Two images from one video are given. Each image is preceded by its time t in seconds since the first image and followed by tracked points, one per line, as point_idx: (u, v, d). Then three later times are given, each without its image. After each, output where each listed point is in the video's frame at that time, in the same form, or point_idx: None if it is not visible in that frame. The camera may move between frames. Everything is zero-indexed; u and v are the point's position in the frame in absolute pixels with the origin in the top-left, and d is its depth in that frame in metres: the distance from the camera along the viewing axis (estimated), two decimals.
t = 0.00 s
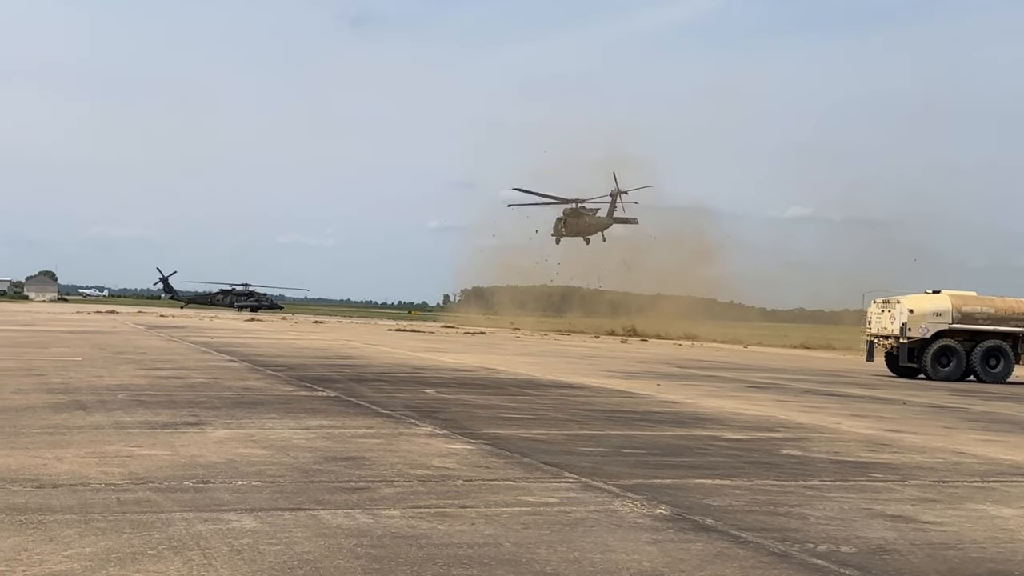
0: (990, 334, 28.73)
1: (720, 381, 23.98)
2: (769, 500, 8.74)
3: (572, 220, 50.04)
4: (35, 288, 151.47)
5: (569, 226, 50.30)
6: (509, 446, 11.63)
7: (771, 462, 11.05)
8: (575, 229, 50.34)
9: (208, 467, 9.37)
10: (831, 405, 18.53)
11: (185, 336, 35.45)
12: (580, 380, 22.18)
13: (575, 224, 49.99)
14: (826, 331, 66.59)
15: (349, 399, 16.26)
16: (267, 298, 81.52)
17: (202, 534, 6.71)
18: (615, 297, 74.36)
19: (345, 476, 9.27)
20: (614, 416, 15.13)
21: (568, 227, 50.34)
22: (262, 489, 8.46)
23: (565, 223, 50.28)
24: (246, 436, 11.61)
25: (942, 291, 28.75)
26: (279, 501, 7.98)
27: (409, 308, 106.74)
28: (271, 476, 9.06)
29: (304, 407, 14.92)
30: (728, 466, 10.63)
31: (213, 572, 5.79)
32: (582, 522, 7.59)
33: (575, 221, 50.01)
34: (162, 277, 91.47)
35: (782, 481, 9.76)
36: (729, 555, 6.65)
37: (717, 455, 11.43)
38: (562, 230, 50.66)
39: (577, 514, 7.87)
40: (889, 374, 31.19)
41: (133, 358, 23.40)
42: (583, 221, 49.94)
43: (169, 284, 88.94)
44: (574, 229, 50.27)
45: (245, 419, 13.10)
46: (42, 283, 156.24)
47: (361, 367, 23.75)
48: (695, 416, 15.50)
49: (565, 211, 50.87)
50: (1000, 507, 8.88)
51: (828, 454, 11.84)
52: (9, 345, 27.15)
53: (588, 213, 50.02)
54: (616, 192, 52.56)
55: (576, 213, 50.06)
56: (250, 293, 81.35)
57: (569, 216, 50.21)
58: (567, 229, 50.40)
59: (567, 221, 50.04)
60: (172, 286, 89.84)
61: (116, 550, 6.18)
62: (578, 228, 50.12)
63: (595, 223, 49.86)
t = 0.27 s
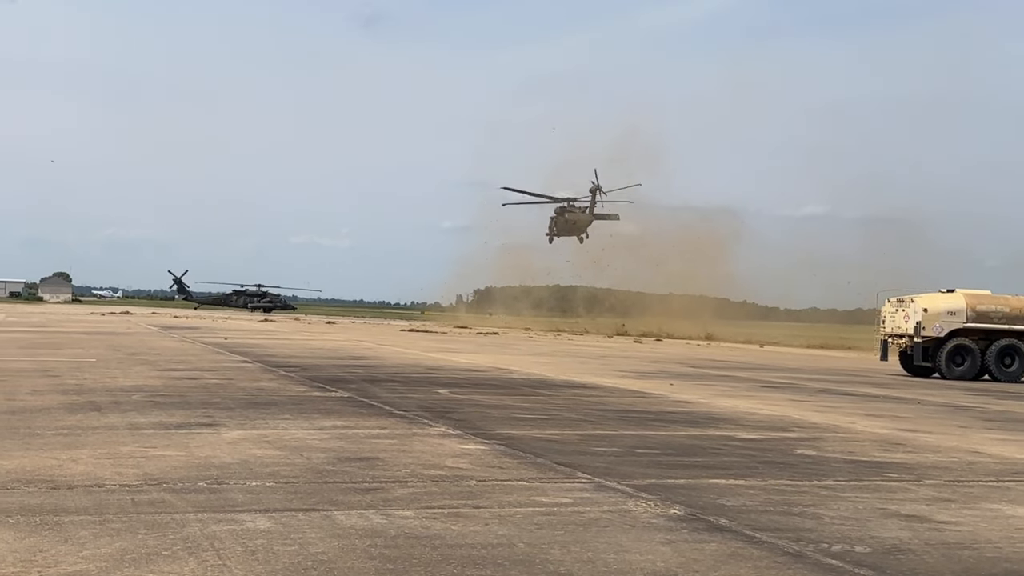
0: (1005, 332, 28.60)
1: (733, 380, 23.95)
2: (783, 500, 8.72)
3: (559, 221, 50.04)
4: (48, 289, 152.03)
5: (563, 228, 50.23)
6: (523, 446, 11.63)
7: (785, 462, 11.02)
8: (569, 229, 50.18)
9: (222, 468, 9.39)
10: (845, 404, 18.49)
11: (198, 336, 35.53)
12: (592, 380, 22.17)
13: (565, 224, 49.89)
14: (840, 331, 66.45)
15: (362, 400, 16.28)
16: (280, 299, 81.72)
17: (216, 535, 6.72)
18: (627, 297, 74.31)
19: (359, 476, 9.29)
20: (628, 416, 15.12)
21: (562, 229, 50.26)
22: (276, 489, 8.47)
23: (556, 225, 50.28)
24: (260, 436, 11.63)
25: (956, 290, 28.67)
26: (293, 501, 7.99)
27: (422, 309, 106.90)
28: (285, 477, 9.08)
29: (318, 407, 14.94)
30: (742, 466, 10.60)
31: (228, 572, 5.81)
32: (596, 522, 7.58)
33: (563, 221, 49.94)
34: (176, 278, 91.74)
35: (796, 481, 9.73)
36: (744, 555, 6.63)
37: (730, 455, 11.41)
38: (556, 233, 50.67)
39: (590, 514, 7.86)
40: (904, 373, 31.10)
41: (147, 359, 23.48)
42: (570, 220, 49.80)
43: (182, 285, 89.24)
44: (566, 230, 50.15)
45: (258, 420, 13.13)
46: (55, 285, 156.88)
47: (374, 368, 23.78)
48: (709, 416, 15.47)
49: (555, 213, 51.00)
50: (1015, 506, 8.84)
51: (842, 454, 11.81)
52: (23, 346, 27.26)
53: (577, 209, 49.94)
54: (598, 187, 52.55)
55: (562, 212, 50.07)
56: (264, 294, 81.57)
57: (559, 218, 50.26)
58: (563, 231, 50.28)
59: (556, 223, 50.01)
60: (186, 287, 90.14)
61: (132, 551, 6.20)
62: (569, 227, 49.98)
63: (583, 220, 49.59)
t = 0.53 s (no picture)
0: (1015, 329, 28.48)
1: (743, 378, 23.92)
2: (792, 498, 8.71)
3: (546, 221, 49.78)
4: (58, 289, 152.44)
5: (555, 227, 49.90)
6: (532, 444, 11.63)
7: (794, 459, 11.00)
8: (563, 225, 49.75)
9: (232, 466, 9.41)
10: (855, 402, 18.45)
11: (208, 336, 35.57)
12: (602, 378, 22.14)
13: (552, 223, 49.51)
14: (850, 329, 66.34)
15: (371, 398, 16.29)
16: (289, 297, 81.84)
17: (226, 533, 6.73)
18: (635, 294, 74.21)
19: (368, 474, 9.30)
20: (637, 414, 15.11)
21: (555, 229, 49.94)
22: (286, 487, 8.49)
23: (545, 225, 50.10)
24: (270, 434, 11.65)
25: (965, 287, 28.59)
26: (303, 499, 8.01)
27: (431, 307, 106.97)
28: (295, 474, 9.10)
29: (327, 405, 14.95)
30: (752, 464, 10.59)
31: (238, 571, 5.81)
32: (605, 520, 7.58)
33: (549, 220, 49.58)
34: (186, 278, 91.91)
35: (806, 479, 9.71)
36: (754, 553, 6.63)
37: (740, 453, 11.39)
38: (548, 232, 50.47)
39: (599, 512, 7.85)
40: (914, 371, 31.03)
41: (157, 358, 23.52)
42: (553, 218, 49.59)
43: (192, 284, 89.44)
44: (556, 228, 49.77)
45: (268, 418, 13.14)
46: (66, 284, 157.36)
47: (382, 366, 23.81)
48: (718, 414, 15.45)
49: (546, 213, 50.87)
50: None
51: (852, 452, 11.79)
52: (35, 345, 27.35)
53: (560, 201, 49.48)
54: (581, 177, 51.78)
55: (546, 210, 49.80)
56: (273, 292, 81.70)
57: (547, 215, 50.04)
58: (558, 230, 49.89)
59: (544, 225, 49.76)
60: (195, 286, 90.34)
61: (142, 549, 6.21)
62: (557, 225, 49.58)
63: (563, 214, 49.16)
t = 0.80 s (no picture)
0: None
1: (754, 376, 23.87)
2: (804, 496, 8.69)
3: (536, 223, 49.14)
4: (71, 290, 152.94)
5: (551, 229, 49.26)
6: (543, 443, 11.63)
7: (806, 458, 10.98)
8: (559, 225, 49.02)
9: (244, 466, 9.43)
10: (867, 400, 18.39)
11: (219, 336, 35.61)
12: (613, 378, 22.11)
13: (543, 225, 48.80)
14: (862, 327, 66.20)
15: (382, 398, 16.30)
16: (300, 298, 81.98)
17: (239, 533, 6.75)
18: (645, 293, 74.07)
19: (380, 473, 9.32)
20: (648, 413, 15.10)
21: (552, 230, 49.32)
22: (298, 487, 8.50)
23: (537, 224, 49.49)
24: (281, 434, 11.67)
25: (978, 285, 28.51)
26: (315, 499, 8.02)
27: (442, 307, 107.06)
28: (307, 474, 9.12)
29: (338, 406, 14.97)
30: (763, 462, 10.58)
31: (251, 571, 5.83)
32: (617, 519, 7.58)
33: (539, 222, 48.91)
34: (197, 278, 92.09)
35: (818, 478, 9.70)
36: (766, 552, 6.62)
37: (751, 452, 11.37)
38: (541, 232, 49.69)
39: (611, 511, 7.85)
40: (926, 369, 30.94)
41: (169, 359, 23.57)
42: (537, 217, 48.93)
43: (203, 285, 89.65)
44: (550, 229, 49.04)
45: (279, 418, 13.16)
46: (77, 286, 157.71)
47: (393, 365, 23.82)
48: (730, 412, 15.42)
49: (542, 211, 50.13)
50: None
51: (864, 450, 11.75)
52: (47, 346, 27.43)
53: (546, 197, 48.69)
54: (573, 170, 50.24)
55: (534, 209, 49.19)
56: (284, 292, 81.83)
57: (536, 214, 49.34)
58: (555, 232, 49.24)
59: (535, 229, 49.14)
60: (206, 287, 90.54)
61: (155, 548, 6.23)
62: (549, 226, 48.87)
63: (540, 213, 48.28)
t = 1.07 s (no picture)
0: None
1: (770, 379, 23.81)
2: (820, 499, 8.67)
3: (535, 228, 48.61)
4: (87, 292, 153.64)
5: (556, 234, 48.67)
6: (558, 445, 11.62)
7: (822, 461, 10.95)
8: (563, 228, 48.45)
9: (259, 467, 9.46)
10: (883, 403, 18.32)
11: (234, 337, 35.68)
12: (628, 380, 22.08)
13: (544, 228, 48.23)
14: (877, 329, 66.01)
15: (397, 400, 16.30)
16: (314, 299, 82.16)
17: (255, 534, 6.76)
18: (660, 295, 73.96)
19: (394, 475, 9.33)
20: (663, 415, 15.07)
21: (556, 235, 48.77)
22: (313, 489, 8.52)
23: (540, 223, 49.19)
24: (297, 436, 11.69)
25: (994, 287, 28.39)
26: (330, 501, 8.04)
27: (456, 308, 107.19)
28: (322, 476, 9.14)
29: (353, 407, 14.98)
30: (779, 465, 10.55)
31: (267, 572, 5.84)
32: (632, 522, 7.57)
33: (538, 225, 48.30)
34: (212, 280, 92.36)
35: (833, 481, 9.67)
36: (781, 555, 6.61)
37: (767, 454, 11.34)
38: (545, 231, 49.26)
39: (626, 514, 7.85)
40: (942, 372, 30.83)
41: (184, 360, 23.64)
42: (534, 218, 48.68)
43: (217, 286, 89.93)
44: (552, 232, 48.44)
45: (294, 420, 13.18)
46: (93, 288, 158.39)
47: (408, 367, 23.83)
48: (745, 415, 15.38)
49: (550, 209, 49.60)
50: None
51: (881, 453, 11.71)
52: (65, 347, 27.57)
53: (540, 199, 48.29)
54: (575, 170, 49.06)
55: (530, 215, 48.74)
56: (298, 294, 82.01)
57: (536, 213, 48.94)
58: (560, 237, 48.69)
59: (536, 235, 48.58)
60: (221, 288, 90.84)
61: (171, 549, 6.25)
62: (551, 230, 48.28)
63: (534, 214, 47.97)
